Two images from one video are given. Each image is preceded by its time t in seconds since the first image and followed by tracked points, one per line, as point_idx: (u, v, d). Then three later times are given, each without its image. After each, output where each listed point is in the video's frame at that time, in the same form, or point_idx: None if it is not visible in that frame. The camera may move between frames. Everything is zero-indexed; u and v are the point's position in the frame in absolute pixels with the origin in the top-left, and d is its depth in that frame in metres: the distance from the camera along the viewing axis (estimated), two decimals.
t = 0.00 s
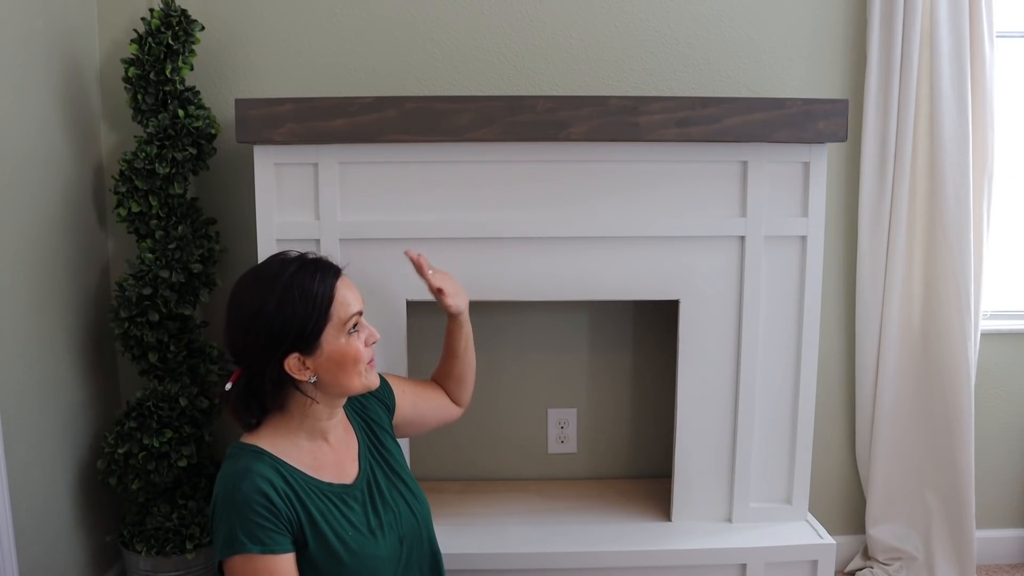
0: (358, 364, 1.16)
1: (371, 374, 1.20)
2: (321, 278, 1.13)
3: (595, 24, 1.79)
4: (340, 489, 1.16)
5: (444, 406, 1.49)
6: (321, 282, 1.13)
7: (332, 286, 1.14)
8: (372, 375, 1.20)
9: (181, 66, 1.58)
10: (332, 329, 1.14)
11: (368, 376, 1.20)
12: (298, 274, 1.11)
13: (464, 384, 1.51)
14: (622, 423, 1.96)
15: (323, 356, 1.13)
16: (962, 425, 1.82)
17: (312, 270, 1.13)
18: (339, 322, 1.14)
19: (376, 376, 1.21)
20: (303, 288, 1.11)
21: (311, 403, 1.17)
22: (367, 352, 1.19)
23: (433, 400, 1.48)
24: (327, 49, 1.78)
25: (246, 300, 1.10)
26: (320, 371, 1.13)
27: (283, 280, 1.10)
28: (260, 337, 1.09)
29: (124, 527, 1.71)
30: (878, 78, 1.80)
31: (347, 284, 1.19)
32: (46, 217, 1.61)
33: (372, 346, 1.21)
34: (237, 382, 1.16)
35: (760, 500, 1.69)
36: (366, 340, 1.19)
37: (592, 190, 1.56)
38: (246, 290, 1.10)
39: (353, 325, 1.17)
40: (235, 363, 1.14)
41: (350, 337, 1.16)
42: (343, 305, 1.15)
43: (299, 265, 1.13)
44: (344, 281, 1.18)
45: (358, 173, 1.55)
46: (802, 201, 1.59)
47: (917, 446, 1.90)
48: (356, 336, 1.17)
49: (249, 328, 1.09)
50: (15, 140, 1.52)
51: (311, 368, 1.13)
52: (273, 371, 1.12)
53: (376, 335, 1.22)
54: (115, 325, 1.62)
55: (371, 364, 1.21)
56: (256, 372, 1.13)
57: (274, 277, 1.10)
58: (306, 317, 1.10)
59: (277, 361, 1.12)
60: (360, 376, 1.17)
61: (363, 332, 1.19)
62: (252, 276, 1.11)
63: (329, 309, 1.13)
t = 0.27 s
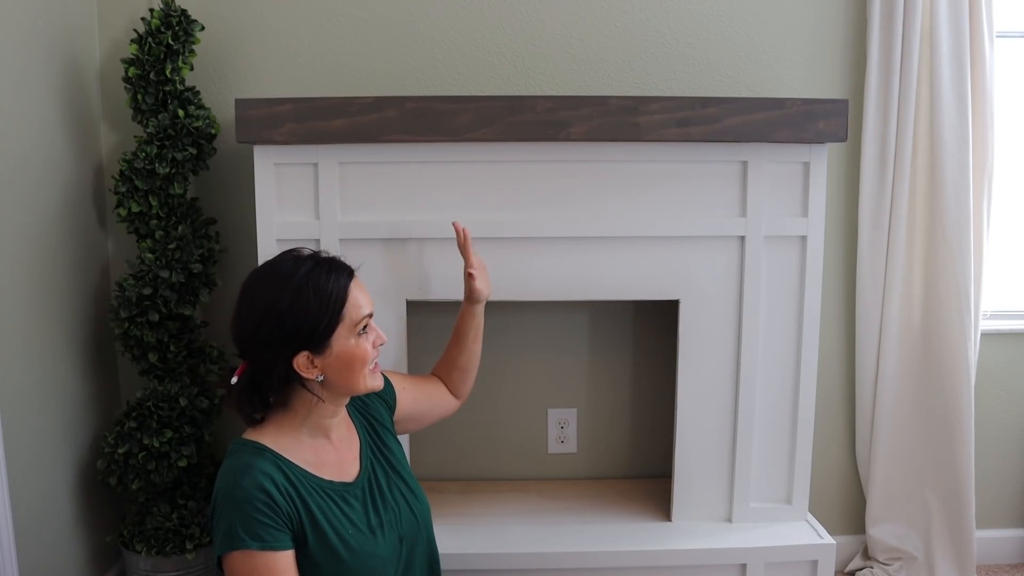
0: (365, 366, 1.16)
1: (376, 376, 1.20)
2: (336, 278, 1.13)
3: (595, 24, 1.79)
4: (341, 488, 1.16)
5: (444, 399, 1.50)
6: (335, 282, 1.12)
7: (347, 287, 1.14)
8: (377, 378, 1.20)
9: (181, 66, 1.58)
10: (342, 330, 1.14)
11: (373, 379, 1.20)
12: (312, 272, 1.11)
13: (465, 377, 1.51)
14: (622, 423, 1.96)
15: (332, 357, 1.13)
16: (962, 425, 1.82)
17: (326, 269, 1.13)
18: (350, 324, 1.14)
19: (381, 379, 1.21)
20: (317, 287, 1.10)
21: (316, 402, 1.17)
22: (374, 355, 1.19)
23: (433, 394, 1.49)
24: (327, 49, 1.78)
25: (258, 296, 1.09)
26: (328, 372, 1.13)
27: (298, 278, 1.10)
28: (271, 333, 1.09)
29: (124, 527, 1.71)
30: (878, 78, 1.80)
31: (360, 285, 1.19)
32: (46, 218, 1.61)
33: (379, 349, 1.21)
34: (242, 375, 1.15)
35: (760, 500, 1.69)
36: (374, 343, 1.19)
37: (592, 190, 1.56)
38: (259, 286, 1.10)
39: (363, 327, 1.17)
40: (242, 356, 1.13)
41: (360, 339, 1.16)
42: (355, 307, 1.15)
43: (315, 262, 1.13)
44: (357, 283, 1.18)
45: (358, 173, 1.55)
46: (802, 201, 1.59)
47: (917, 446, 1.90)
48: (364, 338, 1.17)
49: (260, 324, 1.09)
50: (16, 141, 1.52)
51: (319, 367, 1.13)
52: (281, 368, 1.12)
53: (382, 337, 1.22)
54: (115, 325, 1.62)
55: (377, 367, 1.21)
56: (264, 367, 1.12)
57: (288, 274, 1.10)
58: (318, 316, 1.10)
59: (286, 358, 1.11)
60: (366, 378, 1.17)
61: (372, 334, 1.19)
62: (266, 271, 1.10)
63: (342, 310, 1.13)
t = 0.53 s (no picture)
0: (368, 368, 1.16)
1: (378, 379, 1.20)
2: (342, 280, 1.13)
3: (594, 24, 1.79)
4: (344, 489, 1.16)
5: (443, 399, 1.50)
6: (341, 284, 1.12)
7: (352, 290, 1.14)
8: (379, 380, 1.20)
9: (181, 66, 1.58)
10: (348, 332, 1.14)
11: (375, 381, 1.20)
12: (319, 274, 1.11)
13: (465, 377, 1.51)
14: (622, 423, 1.96)
15: (336, 358, 1.13)
16: (962, 425, 1.82)
17: (333, 271, 1.13)
18: (355, 326, 1.14)
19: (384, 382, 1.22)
20: (323, 289, 1.10)
21: (319, 403, 1.17)
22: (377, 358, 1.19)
23: (432, 394, 1.49)
24: (327, 49, 1.78)
25: (264, 296, 1.09)
26: (331, 373, 1.14)
27: (305, 280, 1.10)
28: (276, 334, 1.09)
29: (124, 527, 1.71)
30: (878, 78, 1.80)
31: (365, 288, 1.19)
32: (46, 218, 1.61)
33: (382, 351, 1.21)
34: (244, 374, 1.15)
35: (760, 500, 1.69)
36: (378, 345, 1.20)
37: (592, 190, 1.56)
38: (266, 286, 1.10)
39: (367, 330, 1.17)
40: (246, 356, 1.13)
41: (364, 341, 1.16)
42: (360, 309, 1.15)
43: (322, 264, 1.13)
44: (363, 286, 1.18)
45: (358, 173, 1.55)
46: (802, 201, 1.59)
47: (918, 446, 1.90)
48: (368, 341, 1.17)
49: (266, 325, 1.08)
50: (16, 141, 1.52)
51: (322, 369, 1.13)
52: (285, 368, 1.12)
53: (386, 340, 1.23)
54: (115, 325, 1.62)
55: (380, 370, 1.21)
56: (267, 368, 1.12)
57: (295, 275, 1.10)
58: (323, 318, 1.10)
59: (290, 360, 1.11)
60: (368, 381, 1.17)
61: (375, 337, 1.19)
62: (273, 272, 1.10)
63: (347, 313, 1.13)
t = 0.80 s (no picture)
0: (369, 367, 1.16)
1: (380, 379, 1.20)
2: (343, 279, 1.13)
3: (594, 24, 1.79)
4: (345, 489, 1.17)
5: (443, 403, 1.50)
6: (342, 283, 1.12)
7: (353, 288, 1.14)
8: (381, 380, 1.20)
9: (181, 66, 1.58)
10: (348, 331, 1.14)
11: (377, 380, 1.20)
12: (320, 273, 1.11)
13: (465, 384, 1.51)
14: (622, 423, 1.96)
15: (337, 357, 1.13)
16: (962, 425, 1.82)
17: (334, 270, 1.12)
18: (356, 325, 1.14)
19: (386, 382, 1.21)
20: (324, 288, 1.10)
21: (321, 402, 1.17)
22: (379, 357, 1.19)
23: (431, 398, 1.48)
24: (327, 49, 1.78)
25: (266, 295, 1.09)
26: (332, 372, 1.13)
27: (306, 278, 1.09)
28: (277, 332, 1.09)
29: (124, 527, 1.71)
30: (878, 78, 1.80)
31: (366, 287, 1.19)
32: (46, 218, 1.61)
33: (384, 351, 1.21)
34: (244, 372, 1.15)
35: (760, 500, 1.69)
36: (380, 344, 1.20)
37: (592, 190, 1.56)
38: (267, 286, 1.10)
39: (368, 328, 1.17)
40: (247, 354, 1.13)
41: (365, 340, 1.16)
42: (361, 308, 1.15)
43: (324, 263, 1.13)
44: (364, 285, 1.18)
45: (358, 173, 1.55)
46: (802, 201, 1.59)
47: (918, 446, 1.90)
48: (369, 340, 1.17)
49: (267, 323, 1.08)
50: (16, 141, 1.52)
51: (323, 367, 1.13)
52: (286, 367, 1.12)
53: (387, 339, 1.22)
54: (115, 325, 1.62)
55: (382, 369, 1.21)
56: (268, 366, 1.12)
57: (296, 274, 1.10)
58: (324, 317, 1.10)
59: (291, 358, 1.11)
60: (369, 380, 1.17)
61: (377, 336, 1.19)
62: (275, 271, 1.10)
63: (348, 312, 1.12)
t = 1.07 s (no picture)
0: (370, 367, 1.16)
1: (382, 378, 1.20)
2: (344, 278, 1.13)
3: (594, 24, 1.79)
4: (347, 487, 1.17)
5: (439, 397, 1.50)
6: (342, 282, 1.12)
7: (354, 288, 1.13)
8: (383, 379, 1.20)
9: (180, 66, 1.58)
10: (349, 330, 1.13)
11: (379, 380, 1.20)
12: (320, 272, 1.11)
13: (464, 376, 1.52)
14: (622, 423, 1.96)
15: (338, 356, 1.13)
16: (962, 425, 1.82)
17: (334, 270, 1.12)
18: (357, 324, 1.14)
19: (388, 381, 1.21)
20: (325, 287, 1.10)
21: (324, 400, 1.17)
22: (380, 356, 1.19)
23: (429, 392, 1.49)
24: (327, 49, 1.78)
25: (267, 296, 1.09)
26: (334, 371, 1.13)
27: (307, 278, 1.09)
28: (278, 332, 1.09)
29: (124, 527, 1.71)
30: (878, 78, 1.80)
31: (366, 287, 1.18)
32: (46, 218, 1.61)
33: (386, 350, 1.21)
34: (248, 372, 1.15)
35: (760, 500, 1.69)
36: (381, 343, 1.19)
37: (593, 190, 1.56)
38: (268, 286, 1.10)
39: (370, 328, 1.17)
40: (249, 354, 1.13)
41: (366, 340, 1.16)
42: (361, 308, 1.15)
43: (324, 263, 1.13)
44: (366, 284, 1.18)
45: (358, 173, 1.54)
46: (802, 201, 1.59)
47: (918, 446, 1.90)
48: (370, 339, 1.17)
49: (268, 322, 1.09)
50: (15, 141, 1.52)
51: (325, 367, 1.13)
52: (287, 366, 1.12)
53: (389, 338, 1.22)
54: (115, 325, 1.62)
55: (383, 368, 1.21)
56: (270, 366, 1.12)
57: (297, 274, 1.10)
58: (325, 316, 1.10)
59: (292, 358, 1.11)
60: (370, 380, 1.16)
61: (378, 335, 1.19)
62: (275, 271, 1.10)
63: (347, 311, 1.12)
